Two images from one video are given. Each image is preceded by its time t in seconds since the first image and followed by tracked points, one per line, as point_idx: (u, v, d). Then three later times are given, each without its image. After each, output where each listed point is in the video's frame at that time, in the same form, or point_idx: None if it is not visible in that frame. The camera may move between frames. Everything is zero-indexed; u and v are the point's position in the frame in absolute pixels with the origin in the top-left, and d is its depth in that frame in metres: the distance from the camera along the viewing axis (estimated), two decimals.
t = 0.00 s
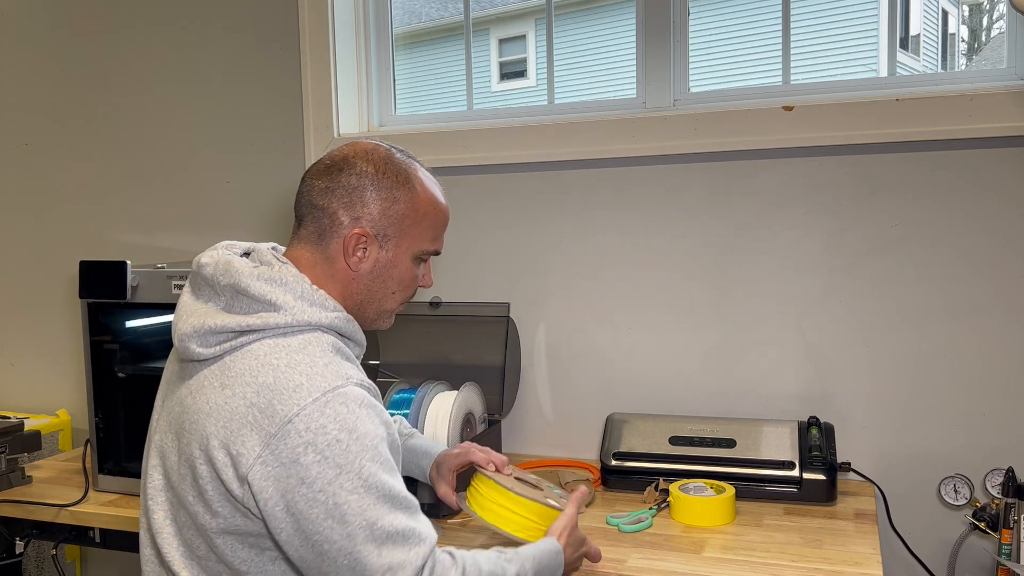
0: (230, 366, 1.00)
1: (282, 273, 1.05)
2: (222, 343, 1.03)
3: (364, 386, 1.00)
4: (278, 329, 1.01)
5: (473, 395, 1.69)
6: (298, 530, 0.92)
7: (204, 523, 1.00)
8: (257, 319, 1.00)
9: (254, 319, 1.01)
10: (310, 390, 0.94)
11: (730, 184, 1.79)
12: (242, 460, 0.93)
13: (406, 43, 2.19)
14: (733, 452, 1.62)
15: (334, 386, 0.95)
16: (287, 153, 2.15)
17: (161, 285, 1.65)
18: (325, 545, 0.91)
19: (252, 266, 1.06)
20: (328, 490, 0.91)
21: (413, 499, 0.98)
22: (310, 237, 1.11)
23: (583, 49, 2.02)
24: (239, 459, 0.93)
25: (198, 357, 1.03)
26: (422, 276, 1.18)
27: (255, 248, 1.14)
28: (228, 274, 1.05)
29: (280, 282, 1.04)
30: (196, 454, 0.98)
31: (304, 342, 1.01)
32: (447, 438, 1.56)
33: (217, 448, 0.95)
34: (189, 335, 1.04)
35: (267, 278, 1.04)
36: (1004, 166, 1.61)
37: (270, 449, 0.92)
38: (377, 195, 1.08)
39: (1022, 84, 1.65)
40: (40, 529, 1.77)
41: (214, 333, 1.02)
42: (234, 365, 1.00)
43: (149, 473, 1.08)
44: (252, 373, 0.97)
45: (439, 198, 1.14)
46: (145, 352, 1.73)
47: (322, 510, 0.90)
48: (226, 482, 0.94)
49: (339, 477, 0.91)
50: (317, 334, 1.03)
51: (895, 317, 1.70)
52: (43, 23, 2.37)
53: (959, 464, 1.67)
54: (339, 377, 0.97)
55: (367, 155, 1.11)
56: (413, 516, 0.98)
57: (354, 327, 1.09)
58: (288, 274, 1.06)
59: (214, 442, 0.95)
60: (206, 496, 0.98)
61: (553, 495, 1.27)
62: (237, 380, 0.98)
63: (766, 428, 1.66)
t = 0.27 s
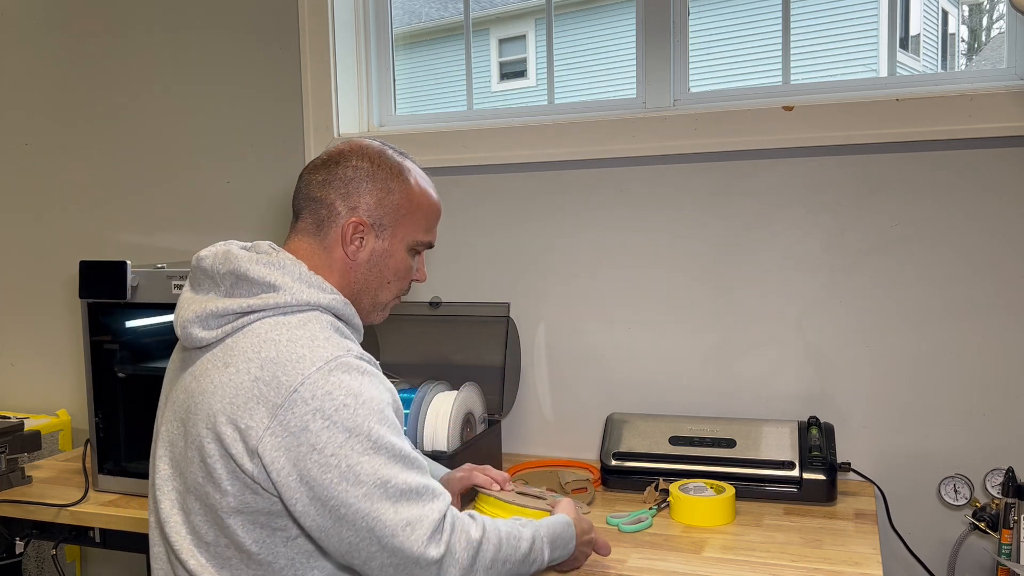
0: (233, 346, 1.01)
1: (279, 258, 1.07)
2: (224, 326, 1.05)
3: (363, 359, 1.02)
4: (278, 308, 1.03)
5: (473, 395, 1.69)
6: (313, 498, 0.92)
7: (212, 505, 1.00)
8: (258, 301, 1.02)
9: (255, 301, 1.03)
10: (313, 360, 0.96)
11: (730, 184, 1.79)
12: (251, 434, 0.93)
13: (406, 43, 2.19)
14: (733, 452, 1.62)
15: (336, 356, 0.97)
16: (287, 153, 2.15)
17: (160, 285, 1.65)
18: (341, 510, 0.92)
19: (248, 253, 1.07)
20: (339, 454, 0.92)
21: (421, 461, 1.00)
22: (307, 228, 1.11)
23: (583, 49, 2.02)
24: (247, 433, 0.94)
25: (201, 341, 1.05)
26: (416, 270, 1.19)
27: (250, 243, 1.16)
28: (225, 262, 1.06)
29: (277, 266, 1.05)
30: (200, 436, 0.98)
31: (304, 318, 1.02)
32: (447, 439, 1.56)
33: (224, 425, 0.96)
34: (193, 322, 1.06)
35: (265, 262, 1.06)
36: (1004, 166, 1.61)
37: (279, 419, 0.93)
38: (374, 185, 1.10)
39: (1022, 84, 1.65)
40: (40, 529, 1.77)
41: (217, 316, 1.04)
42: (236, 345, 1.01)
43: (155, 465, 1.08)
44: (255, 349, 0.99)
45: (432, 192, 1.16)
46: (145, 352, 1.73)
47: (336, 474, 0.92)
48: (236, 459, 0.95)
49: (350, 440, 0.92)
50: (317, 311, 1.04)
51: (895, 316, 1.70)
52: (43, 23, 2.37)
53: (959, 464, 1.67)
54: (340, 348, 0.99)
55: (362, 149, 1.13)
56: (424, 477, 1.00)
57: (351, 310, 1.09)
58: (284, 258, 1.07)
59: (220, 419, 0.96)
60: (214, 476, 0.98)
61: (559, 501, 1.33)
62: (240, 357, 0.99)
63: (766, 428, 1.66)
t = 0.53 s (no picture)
0: (234, 338, 1.01)
1: (275, 252, 1.07)
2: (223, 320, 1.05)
3: (363, 344, 1.03)
4: (276, 298, 1.03)
5: (473, 395, 1.69)
6: (321, 481, 0.93)
7: (220, 496, 1.00)
8: (255, 293, 1.02)
9: (253, 293, 1.03)
10: (313, 345, 0.96)
11: (730, 184, 1.79)
12: (256, 420, 0.94)
13: (406, 43, 2.19)
14: (733, 452, 1.62)
15: (335, 340, 0.98)
16: (287, 153, 2.15)
17: (160, 285, 1.65)
18: (350, 490, 0.92)
19: (243, 249, 1.08)
20: (345, 435, 0.92)
21: (424, 440, 1.01)
22: (298, 219, 1.11)
23: (583, 49, 2.02)
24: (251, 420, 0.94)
25: (199, 337, 1.05)
26: (406, 263, 1.20)
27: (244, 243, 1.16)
28: (221, 258, 1.07)
29: (273, 259, 1.05)
30: (204, 426, 0.99)
31: (303, 306, 1.02)
32: (447, 439, 1.56)
33: (228, 414, 0.96)
34: (192, 317, 1.06)
35: (261, 255, 1.06)
36: (1005, 166, 1.61)
37: (283, 405, 0.93)
38: (364, 176, 1.11)
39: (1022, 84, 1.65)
40: (40, 529, 1.77)
41: (215, 310, 1.04)
42: (237, 336, 1.01)
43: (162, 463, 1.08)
44: (255, 339, 0.99)
45: (419, 186, 1.18)
46: (146, 352, 1.73)
47: (344, 454, 0.92)
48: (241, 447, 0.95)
49: (355, 420, 0.93)
50: (315, 300, 1.04)
51: (895, 317, 1.70)
52: (43, 23, 2.37)
53: (959, 464, 1.67)
54: (339, 333, 0.99)
55: (352, 142, 1.14)
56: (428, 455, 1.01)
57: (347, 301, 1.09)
58: (280, 251, 1.07)
59: (223, 409, 0.96)
60: (220, 466, 0.98)
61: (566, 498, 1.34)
62: (241, 347, 0.99)
63: (766, 428, 1.66)
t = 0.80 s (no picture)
0: (236, 337, 1.01)
1: (278, 251, 1.07)
2: (226, 320, 1.05)
3: (366, 346, 1.03)
4: (279, 298, 1.03)
5: (473, 395, 1.69)
6: (320, 483, 0.93)
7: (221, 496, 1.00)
8: (259, 293, 1.03)
9: (256, 293, 1.03)
10: (316, 347, 0.96)
11: (730, 184, 1.79)
12: (258, 421, 0.94)
13: (406, 43, 2.19)
14: (733, 452, 1.62)
15: (338, 342, 0.98)
16: (287, 153, 2.15)
17: (160, 285, 1.65)
18: (348, 494, 0.92)
19: (247, 248, 1.08)
20: (346, 438, 0.92)
21: (424, 446, 1.01)
22: (302, 216, 1.12)
23: (582, 49, 2.02)
24: (253, 421, 0.94)
25: (204, 337, 1.05)
26: (407, 266, 1.20)
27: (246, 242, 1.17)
28: (224, 258, 1.07)
29: (276, 258, 1.06)
30: (206, 426, 0.99)
31: (306, 307, 1.02)
32: (447, 439, 1.56)
33: (229, 414, 0.96)
34: (195, 318, 1.06)
35: (263, 254, 1.06)
36: (1005, 166, 1.61)
37: (285, 405, 0.93)
38: (369, 176, 1.11)
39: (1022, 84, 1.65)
40: (40, 529, 1.77)
41: (219, 310, 1.04)
42: (239, 335, 1.01)
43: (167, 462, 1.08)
44: (258, 339, 0.99)
45: (425, 189, 1.18)
46: (145, 352, 1.73)
47: (343, 458, 0.92)
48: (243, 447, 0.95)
49: (356, 423, 0.93)
50: (318, 300, 1.04)
51: (895, 317, 1.70)
52: (43, 23, 2.37)
53: (959, 464, 1.67)
54: (343, 335, 0.99)
55: (359, 143, 1.14)
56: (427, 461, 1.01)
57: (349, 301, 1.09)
58: (283, 251, 1.07)
59: (225, 408, 0.96)
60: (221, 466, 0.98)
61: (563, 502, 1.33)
62: (244, 347, 0.99)
63: (766, 428, 1.66)
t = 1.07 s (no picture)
0: (236, 342, 1.01)
1: (280, 254, 1.07)
2: (226, 323, 1.05)
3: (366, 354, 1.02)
4: (279, 303, 1.03)
5: (473, 395, 1.70)
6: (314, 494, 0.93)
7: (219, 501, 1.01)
8: (259, 298, 1.03)
9: (256, 298, 1.03)
10: (315, 356, 0.96)
11: (730, 184, 1.79)
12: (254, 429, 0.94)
13: (406, 43, 2.19)
14: (732, 452, 1.62)
15: (338, 352, 0.97)
16: (287, 153, 2.15)
17: (160, 285, 1.65)
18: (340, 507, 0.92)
19: (250, 251, 1.08)
20: (340, 451, 0.92)
21: (420, 460, 1.00)
22: (309, 213, 1.12)
23: (582, 49, 2.02)
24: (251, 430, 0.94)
25: (204, 341, 1.06)
26: (412, 270, 1.19)
27: (251, 240, 1.17)
28: (226, 260, 1.07)
29: (278, 262, 1.06)
30: (206, 431, 1.00)
31: (307, 313, 1.02)
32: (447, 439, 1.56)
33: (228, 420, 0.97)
34: (195, 320, 1.07)
35: (264, 258, 1.06)
36: (1005, 166, 1.61)
37: (281, 415, 0.93)
38: (378, 177, 1.11)
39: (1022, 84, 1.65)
40: (40, 529, 1.77)
41: (219, 315, 1.05)
42: (239, 340, 1.01)
43: (171, 463, 1.09)
44: (257, 346, 0.99)
45: (436, 193, 1.17)
46: (145, 352, 1.73)
47: (337, 471, 0.92)
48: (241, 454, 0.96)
49: (351, 437, 0.93)
50: (318, 306, 1.04)
51: (895, 317, 1.70)
52: (42, 23, 2.37)
53: (959, 464, 1.67)
54: (343, 344, 0.99)
55: (372, 142, 1.14)
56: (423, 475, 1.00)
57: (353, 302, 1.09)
58: (285, 254, 1.08)
59: (224, 415, 0.97)
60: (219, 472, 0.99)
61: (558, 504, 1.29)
62: (243, 353, 0.99)
63: (766, 428, 1.66)
